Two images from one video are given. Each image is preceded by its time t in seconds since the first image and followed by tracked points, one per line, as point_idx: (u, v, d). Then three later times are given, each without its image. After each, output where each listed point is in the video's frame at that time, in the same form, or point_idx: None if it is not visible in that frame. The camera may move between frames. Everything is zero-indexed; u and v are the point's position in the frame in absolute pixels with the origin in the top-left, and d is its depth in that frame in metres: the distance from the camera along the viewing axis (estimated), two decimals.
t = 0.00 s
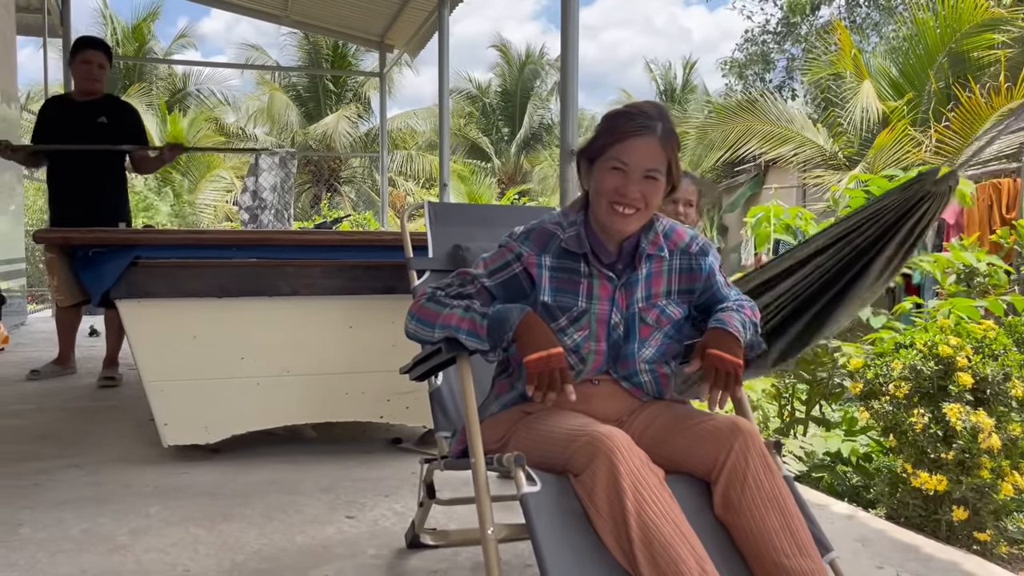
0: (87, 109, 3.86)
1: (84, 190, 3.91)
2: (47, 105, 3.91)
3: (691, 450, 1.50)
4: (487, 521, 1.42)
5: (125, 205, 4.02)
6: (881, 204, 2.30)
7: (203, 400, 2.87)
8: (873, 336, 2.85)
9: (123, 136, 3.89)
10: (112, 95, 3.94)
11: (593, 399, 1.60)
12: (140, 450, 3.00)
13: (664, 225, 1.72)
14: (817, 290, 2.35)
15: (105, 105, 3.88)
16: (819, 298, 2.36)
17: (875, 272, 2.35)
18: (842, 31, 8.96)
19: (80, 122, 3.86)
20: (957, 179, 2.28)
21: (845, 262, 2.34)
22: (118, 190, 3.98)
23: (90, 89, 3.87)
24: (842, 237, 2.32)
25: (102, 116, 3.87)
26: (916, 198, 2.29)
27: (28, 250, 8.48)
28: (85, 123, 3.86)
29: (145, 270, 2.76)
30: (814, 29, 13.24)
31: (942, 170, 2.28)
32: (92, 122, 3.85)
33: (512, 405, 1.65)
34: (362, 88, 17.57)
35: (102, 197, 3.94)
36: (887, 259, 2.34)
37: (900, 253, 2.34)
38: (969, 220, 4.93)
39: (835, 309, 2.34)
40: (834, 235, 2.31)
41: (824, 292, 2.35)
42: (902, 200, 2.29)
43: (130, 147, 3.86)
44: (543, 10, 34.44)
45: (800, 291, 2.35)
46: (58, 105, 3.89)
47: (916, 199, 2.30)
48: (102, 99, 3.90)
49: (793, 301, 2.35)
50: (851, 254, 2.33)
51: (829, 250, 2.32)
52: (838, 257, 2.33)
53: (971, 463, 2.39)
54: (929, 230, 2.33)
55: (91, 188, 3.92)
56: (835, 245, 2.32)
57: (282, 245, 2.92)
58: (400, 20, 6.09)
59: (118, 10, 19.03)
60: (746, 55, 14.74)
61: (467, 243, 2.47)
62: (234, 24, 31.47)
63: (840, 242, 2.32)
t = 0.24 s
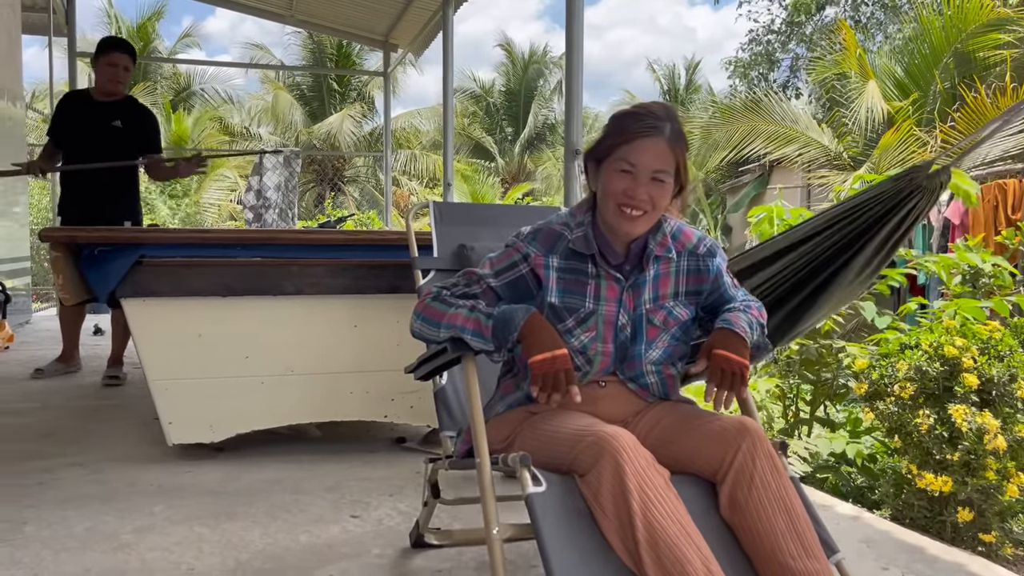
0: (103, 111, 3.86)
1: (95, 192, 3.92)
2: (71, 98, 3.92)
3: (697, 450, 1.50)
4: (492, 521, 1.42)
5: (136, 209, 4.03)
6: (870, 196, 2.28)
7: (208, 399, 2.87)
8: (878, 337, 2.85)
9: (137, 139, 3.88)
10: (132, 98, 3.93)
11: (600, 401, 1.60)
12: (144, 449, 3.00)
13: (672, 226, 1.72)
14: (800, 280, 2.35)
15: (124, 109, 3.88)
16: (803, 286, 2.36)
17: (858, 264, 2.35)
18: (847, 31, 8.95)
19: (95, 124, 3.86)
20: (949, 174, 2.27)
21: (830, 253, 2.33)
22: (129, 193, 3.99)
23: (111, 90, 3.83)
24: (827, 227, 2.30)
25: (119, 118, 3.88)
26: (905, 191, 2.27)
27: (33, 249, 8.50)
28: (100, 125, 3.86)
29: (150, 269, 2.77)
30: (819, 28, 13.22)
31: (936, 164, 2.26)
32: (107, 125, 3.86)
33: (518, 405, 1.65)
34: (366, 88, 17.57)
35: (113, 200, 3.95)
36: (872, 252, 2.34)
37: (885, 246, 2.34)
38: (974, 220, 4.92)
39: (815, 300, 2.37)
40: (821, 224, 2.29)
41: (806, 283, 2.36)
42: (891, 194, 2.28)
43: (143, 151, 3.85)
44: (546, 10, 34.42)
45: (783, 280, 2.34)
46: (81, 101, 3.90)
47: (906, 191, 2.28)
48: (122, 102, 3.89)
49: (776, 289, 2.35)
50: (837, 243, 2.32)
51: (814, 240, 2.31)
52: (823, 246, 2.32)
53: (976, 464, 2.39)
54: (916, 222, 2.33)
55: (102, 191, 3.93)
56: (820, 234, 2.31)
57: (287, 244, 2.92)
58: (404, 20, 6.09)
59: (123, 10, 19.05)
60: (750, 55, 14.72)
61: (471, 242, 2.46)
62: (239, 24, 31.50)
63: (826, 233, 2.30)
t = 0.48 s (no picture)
0: (119, 116, 3.85)
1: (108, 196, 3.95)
2: (94, 92, 3.91)
3: (705, 448, 1.50)
4: (502, 518, 1.42)
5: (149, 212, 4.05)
6: (894, 204, 2.27)
7: (215, 396, 2.88)
8: (885, 337, 2.84)
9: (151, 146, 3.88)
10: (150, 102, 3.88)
11: (609, 400, 1.60)
12: (151, 446, 3.01)
13: (682, 224, 1.72)
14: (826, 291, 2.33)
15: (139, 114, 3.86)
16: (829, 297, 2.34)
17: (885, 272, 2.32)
18: (853, 31, 8.94)
19: (110, 128, 3.86)
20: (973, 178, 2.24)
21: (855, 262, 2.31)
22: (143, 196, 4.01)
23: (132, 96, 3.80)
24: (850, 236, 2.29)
25: (134, 123, 3.87)
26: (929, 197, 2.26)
27: (39, 247, 8.52)
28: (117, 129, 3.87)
29: (158, 266, 2.78)
30: (825, 28, 13.21)
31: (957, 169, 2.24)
32: (121, 131, 3.86)
33: (526, 403, 1.66)
34: (371, 87, 17.58)
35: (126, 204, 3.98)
36: (899, 260, 2.31)
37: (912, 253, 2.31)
38: (981, 221, 4.91)
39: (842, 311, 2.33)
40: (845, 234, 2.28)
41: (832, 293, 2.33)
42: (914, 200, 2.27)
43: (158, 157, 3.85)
44: (551, 10, 34.43)
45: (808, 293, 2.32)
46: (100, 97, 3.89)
47: (929, 198, 2.26)
48: (141, 106, 3.86)
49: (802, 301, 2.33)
50: (862, 253, 2.30)
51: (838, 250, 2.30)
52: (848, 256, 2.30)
53: (983, 464, 2.38)
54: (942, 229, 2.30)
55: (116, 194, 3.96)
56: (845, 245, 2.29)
57: (294, 242, 2.92)
58: (410, 19, 6.10)
59: (129, 9, 19.08)
60: (756, 55, 14.70)
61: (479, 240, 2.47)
62: (243, 23, 31.52)
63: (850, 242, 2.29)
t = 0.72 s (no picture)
0: (126, 128, 3.87)
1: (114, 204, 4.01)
2: (102, 96, 3.89)
3: (705, 448, 1.50)
4: (502, 517, 1.42)
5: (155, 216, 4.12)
6: (933, 216, 2.18)
7: (217, 394, 2.88)
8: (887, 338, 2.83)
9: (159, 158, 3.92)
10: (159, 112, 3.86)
11: (609, 399, 1.60)
12: (153, 443, 3.02)
13: (682, 224, 1.71)
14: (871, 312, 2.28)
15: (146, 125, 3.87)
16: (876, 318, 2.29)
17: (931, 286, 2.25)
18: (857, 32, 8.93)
19: (117, 139, 3.89)
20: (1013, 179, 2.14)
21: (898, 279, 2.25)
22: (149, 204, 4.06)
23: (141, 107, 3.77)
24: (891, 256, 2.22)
25: (141, 135, 3.89)
26: (968, 206, 2.16)
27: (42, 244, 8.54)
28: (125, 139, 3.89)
29: (160, 264, 2.78)
30: (828, 28, 13.20)
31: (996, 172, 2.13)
32: (129, 144, 3.89)
33: (526, 402, 1.66)
34: (374, 86, 17.59)
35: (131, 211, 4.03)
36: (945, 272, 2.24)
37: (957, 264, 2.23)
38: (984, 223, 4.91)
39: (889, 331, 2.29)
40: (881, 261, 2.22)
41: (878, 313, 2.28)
42: (955, 209, 2.17)
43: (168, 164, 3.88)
44: (555, 9, 34.43)
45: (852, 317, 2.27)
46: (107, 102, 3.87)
47: (970, 204, 2.16)
48: (149, 118, 3.85)
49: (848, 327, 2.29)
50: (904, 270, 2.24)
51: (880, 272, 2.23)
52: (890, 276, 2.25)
53: (985, 465, 2.38)
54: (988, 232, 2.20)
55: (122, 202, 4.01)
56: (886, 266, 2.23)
57: (295, 240, 2.92)
58: (413, 19, 6.10)
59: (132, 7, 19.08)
60: (759, 55, 14.69)
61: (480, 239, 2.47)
62: (247, 22, 31.53)
63: (890, 262, 2.23)
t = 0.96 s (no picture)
0: (133, 137, 3.87)
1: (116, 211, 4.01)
2: (113, 103, 3.89)
3: (705, 447, 1.50)
4: (502, 516, 1.42)
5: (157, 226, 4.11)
6: (970, 213, 1.94)
7: (218, 392, 2.89)
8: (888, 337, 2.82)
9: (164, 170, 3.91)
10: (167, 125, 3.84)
11: (610, 399, 1.60)
12: (155, 441, 3.02)
13: (683, 223, 1.71)
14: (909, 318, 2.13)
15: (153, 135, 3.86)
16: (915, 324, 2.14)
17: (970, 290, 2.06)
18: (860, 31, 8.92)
19: (124, 147, 3.89)
20: None
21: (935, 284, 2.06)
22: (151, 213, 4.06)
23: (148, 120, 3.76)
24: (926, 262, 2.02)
25: (148, 147, 3.88)
26: (1006, 200, 1.92)
27: (45, 242, 8.55)
28: (132, 148, 3.89)
29: (162, 262, 2.78)
30: (832, 27, 13.19)
31: None
32: (135, 154, 3.89)
33: (527, 400, 1.66)
34: (377, 84, 17.59)
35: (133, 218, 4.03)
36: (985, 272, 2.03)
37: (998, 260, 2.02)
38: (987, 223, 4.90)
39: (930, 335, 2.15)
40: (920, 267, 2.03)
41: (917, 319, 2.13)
42: (992, 204, 1.93)
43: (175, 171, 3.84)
44: (558, 8, 34.42)
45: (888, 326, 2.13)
46: (116, 108, 3.87)
47: (1007, 198, 1.92)
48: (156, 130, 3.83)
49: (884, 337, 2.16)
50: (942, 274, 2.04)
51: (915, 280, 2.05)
52: (925, 283, 2.06)
53: (987, 466, 2.37)
54: None
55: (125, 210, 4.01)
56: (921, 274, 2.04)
57: (298, 238, 2.92)
58: (416, 17, 6.11)
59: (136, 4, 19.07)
60: (762, 54, 14.69)
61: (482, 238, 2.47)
62: (251, 20, 31.54)
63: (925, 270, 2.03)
